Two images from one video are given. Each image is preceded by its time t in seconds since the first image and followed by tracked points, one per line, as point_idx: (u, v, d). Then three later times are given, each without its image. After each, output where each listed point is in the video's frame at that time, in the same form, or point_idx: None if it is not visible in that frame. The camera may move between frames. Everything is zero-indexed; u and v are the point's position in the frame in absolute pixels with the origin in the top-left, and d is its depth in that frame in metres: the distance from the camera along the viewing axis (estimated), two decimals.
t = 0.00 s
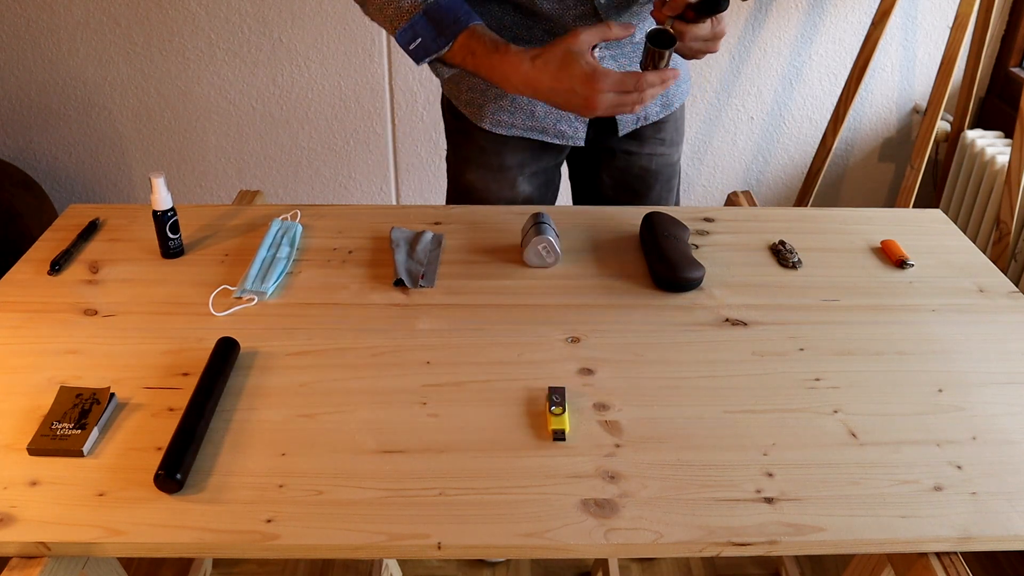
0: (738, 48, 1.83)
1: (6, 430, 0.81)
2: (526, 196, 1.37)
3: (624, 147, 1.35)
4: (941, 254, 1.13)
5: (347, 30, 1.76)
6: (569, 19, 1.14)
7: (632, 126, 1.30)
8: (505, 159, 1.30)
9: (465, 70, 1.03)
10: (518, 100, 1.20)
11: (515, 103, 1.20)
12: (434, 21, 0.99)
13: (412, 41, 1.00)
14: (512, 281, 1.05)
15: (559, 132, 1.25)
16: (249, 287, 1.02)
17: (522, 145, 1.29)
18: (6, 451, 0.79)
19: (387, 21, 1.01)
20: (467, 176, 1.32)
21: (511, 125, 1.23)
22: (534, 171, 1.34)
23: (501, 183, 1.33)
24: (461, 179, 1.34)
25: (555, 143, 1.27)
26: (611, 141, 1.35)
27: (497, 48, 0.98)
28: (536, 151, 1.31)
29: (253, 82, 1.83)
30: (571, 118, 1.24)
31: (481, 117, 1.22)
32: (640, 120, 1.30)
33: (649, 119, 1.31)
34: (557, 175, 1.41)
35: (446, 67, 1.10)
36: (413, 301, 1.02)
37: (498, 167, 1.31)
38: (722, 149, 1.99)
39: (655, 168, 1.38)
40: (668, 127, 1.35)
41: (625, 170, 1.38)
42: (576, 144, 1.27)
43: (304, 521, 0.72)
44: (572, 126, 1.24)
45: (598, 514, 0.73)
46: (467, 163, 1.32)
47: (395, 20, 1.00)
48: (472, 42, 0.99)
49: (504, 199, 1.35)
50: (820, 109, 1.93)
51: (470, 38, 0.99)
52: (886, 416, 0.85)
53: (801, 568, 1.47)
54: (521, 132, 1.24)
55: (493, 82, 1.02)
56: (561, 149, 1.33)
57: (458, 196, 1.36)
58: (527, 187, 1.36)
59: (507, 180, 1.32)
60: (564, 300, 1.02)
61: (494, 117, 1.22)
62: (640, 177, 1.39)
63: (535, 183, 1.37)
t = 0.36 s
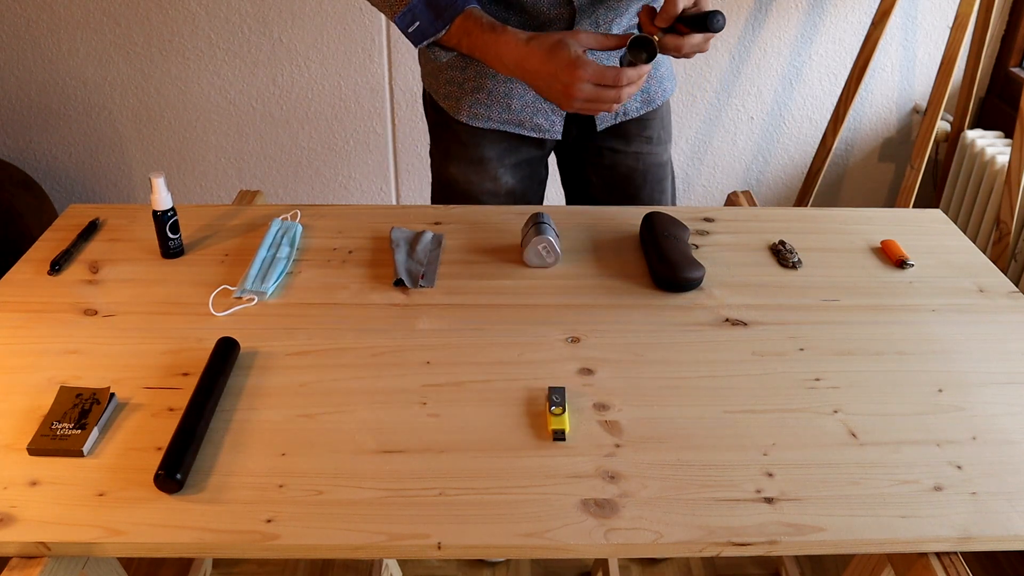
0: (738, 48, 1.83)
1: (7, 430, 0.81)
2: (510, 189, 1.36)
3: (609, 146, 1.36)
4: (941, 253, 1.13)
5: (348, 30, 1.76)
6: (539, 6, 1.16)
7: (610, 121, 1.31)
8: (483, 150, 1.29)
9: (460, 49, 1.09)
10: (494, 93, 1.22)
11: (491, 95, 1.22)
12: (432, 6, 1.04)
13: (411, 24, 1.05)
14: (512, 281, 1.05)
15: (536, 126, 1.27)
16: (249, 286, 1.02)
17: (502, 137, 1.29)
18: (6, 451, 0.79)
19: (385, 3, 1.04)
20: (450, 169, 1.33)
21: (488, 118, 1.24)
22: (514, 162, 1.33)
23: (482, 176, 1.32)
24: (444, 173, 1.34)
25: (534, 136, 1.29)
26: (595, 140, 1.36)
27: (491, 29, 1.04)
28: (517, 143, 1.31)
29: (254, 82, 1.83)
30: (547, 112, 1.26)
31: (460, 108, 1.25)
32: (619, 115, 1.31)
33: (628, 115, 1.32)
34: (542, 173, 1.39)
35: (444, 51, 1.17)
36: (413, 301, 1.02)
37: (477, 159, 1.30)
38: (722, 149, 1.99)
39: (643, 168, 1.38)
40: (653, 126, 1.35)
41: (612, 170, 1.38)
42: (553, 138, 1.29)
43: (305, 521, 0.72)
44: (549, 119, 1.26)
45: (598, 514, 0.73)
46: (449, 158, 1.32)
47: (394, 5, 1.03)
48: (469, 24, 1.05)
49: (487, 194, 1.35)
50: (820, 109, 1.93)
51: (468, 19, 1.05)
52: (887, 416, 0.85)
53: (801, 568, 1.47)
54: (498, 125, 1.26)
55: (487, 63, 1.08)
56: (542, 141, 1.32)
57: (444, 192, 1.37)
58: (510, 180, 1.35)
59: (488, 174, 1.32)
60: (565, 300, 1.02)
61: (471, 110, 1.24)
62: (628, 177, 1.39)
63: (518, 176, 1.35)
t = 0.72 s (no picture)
0: (738, 48, 1.83)
1: (6, 430, 0.81)
2: (537, 183, 1.39)
3: (639, 147, 1.36)
4: (941, 253, 1.13)
5: (348, 29, 1.76)
6: None
7: (634, 122, 1.31)
8: (513, 142, 1.33)
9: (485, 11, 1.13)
10: (526, 85, 1.26)
11: (524, 87, 1.26)
12: None
13: None
14: (512, 281, 1.05)
15: (566, 120, 1.29)
16: (249, 286, 1.02)
17: (531, 130, 1.32)
18: (6, 451, 0.79)
19: None
20: (479, 159, 1.36)
21: (519, 108, 1.28)
22: (543, 157, 1.36)
23: (511, 167, 1.36)
24: (474, 163, 1.38)
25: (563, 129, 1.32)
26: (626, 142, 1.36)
27: None
28: (546, 137, 1.34)
29: (253, 82, 1.83)
30: (578, 107, 1.28)
31: (492, 98, 1.29)
32: (643, 117, 1.30)
33: (653, 116, 1.31)
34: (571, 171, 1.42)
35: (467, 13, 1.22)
36: (413, 301, 1.02)
37: (508, 150, 1.34)
38: (722, 149, 1.99)
39: (673, 169, 1.38)
40: (683, 128, 1.35)
41: (642, 171, 1.39)
42: (583, 133, 1.31)
43: (305, 522, 0.72)
44: (579, 114, 1.29)
45: (598, 514, 0.73)
46: (480, 147, 1.36)
47: None
48: None
49: (514, 185, 1.38)
50: (820, 109, 1.93)
51: None
52: (887, 416, 0.85)
53: (801, 568, 1.47)
54: (529, 117, 1.29)
55: (506, 25, 1.12)
56: (572, 137, 1.35)
57: (472, 182, 1.40)
58: (537, 174, 1.38)
59: (515, 165, 1.35)
60: (565, 300, 1.02)
61: (503, 100, 1.28)
62: (657, 178, 1.39)
63: (547, 171, 1.38)
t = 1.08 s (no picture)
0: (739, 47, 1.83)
1: (6, 430, 0.81)
2: (586, 180, 1.42)
3: (691, 143, 1.37)
4: (941, 253, 1.13)
5: (348, 29, 1.76)
6: None
7: (693, 123, 1.33)
8: (568, 138, 1.36)
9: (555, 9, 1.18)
10: (584, 79, 1.28)
11: (581, 82, 1.28)
12: None
13: None
14: (511, 280, 1.05)
15: (621, 116, 1.32)
16: (249, 286, 1.02)
17: (586, 127, 1.35)
18: (6, 451, 0.79)
19: None
20: (532, 152, 1.39)
21: (576, 103, 1.31)
22: (595, 156, 1.39)
23: (562, 162, 1.38)
24: (527, 154, 1.40)
25: (617, 126, 1.34)
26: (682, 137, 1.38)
27: None
28: (601, 137, 1.37)
29: (253, 82, 1.83)
30: (634, 103, 1.30)
31: (550, 91, 1.31)
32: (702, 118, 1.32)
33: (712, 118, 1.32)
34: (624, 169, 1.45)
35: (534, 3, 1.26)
36: (413, 301, 1.02)
37: (561, 145, 1.36)
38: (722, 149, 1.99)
39: (721, 168, 1.40)
40: (737, 130, 1.36)
41: (691, 165, 1.40)
42: (637, 130, 1.34)
43: (304, 521, 0.72)
44: (635, 111, 1.31)
45: (598, 513, 0.73)
46: (534, 138, 1.39)
47: None
48: None
49: (563, 180, 1.41)
50: (820, 109, 1.93)
51: None
52: (887, 416, 0.85)
53: (801, 569, 1.47)
54: (585, 111, 1.32)
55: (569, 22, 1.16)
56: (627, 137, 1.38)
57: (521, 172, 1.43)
58: (587, 172, 1.41)
59: (567, 161, 1.38)
60: (565, 300, 1.02)
61: (561, 93, 1.30)
62: (704, 175, 1.41)
63: (597, 170, 1.41)
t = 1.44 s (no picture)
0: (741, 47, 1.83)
1: (6, 431, 0.81)
2: (610, 182, 1.41)
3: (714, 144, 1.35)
4: (940, 253, 1.13)
5: (348, 29, 1.76)
6: (665, 5, 1.18)
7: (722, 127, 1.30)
8: (594, 140, 1.33)
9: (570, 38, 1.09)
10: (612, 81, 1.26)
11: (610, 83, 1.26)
12: None
13: (532, 9, 1.05)
14: (511, 281, 1.05)
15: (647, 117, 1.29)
16: (249, 287, 1.02)
17: (611, 130, 1.32)
18: (6, 451, 0.79)
19: None
20: (555, 152, 1.37)
21: (603, 105, 1.28)
22: (620, 158, 1.37)
23: (586, 163, 1.36)
24: (550, 154, 1.38)
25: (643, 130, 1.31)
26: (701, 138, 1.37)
27: (604, 30, 1.03)
28: (626, 141, 1.34)
29: (254, 81, 1.83)
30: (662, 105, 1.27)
31: (577, 91, 1.28)
32: (732, 122, 1.30)
33: (742, 122, 1.30)
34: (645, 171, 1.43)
35: (562, 41, 1.17)
36: (413, 301, 1.02)
37: (586, 147, 1.34)
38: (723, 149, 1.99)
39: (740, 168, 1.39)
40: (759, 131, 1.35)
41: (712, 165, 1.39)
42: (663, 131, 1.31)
43: (304, 521, 0.72)
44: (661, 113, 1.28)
45: (598, 514, 0.73)
46: (557, 139, 1.36)
47: None
48: (584, 20, 1.05)
49: (587, 181, 1.39)
50: (820, 109, 1.92)
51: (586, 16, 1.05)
52: (887, 417, 0.85)
53: (801, 568, 1.47)
54: (611, 112, 1.29)
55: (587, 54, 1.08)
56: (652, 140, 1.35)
57: (543, 171, 1.41)
58: (611, 173, 1.39)
59: (591, 163, 1.36)
60: (565, 300, 1.02)
61: (587, 95, 1.28)
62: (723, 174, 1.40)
63: (622, 171, 1.40)
